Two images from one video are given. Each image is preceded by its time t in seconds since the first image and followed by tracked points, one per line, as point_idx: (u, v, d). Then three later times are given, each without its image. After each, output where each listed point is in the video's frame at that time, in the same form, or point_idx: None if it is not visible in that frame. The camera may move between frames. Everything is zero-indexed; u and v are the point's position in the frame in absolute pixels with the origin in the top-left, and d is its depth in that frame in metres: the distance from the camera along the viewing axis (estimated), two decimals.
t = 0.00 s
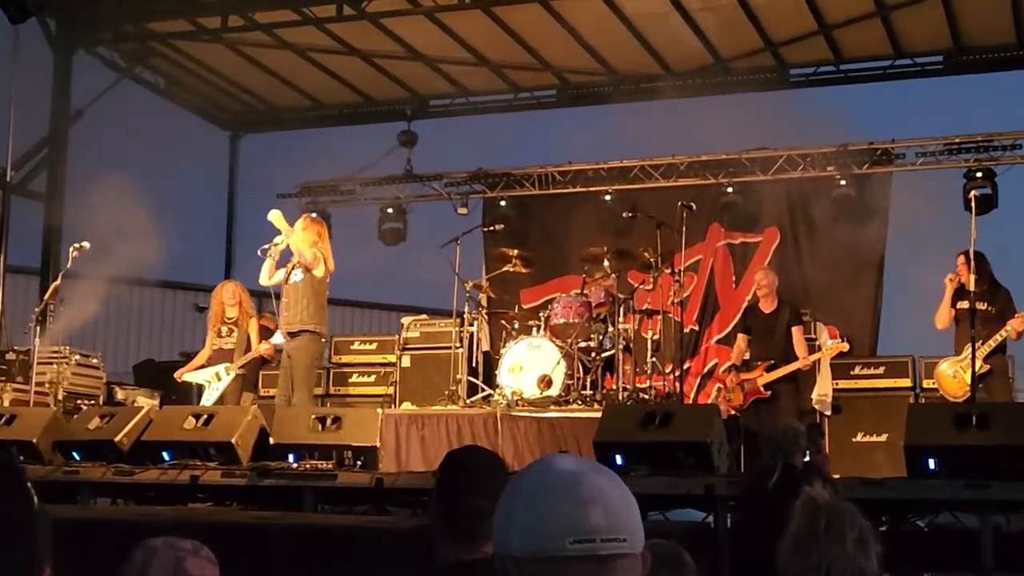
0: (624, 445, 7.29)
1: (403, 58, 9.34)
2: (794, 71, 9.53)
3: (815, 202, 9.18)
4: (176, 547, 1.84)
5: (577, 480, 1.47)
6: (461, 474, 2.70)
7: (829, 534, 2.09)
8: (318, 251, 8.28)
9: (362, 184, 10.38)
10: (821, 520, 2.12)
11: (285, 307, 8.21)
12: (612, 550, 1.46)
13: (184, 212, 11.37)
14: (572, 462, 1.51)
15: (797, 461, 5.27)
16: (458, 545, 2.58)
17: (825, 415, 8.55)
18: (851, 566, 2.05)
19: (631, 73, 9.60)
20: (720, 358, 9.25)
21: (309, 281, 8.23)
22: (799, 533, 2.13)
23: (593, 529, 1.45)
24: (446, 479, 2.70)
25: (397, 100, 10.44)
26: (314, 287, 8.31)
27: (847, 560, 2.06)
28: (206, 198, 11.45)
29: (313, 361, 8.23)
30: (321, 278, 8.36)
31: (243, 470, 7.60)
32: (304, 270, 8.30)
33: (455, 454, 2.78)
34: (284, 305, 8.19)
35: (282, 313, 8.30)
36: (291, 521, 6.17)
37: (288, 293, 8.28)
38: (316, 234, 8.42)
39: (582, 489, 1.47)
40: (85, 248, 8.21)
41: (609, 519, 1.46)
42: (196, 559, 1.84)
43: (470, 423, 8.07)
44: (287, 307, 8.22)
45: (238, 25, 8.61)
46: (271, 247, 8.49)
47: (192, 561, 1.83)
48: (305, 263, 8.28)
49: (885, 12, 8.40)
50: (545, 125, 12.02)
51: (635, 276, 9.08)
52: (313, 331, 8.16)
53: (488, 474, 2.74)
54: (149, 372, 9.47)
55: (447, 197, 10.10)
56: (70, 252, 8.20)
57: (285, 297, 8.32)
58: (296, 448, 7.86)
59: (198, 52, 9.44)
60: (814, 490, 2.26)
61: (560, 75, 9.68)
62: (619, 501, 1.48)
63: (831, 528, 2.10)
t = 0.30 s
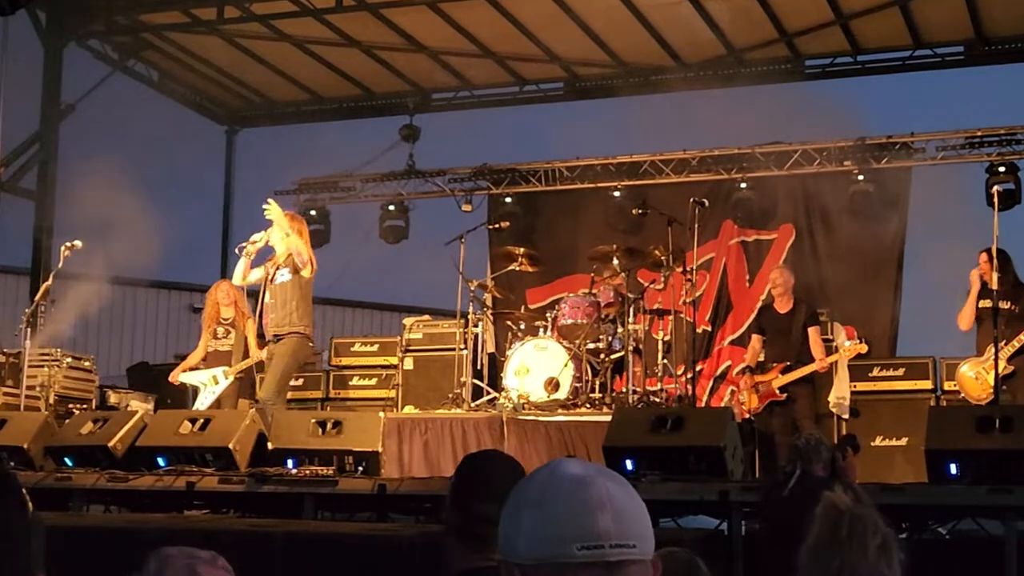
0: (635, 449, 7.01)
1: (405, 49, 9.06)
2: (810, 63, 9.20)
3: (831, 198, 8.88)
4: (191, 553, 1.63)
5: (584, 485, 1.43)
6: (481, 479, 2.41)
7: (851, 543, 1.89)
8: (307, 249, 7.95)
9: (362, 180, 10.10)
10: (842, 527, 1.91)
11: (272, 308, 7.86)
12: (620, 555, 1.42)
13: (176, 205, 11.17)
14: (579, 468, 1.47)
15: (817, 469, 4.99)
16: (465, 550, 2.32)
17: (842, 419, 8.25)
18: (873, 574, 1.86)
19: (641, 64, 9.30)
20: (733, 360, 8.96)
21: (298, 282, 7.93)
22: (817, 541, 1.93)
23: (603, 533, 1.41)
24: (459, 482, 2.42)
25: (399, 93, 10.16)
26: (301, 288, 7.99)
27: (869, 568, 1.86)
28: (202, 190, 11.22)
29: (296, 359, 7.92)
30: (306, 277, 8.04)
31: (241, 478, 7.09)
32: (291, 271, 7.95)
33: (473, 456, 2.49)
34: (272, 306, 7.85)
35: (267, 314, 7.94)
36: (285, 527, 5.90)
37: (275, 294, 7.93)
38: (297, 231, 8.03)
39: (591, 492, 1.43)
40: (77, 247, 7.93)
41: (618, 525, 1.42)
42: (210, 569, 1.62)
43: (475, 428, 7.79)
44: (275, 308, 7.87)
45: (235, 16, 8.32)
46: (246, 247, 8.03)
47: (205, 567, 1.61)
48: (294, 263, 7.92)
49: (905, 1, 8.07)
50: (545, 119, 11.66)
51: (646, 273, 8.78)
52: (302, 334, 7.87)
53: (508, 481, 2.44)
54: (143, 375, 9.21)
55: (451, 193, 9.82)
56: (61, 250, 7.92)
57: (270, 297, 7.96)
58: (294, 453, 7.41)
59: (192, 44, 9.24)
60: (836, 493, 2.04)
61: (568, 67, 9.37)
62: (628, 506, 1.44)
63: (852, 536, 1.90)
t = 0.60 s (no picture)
0: (648, 455, 6.55)
1: (408, 39, 8.76)
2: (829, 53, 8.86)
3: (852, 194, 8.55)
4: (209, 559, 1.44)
5: (594, 488, 1.30)
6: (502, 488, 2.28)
7: (875, 556, 1.51)
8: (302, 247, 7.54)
9: (364, 175, 9.80)
10: (865, 535, 1.53)
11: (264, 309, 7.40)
12: (635, 565, 1.28)
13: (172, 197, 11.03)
14: (591, 473, 1.35)
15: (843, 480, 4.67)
16: (479, 555, 2.21)
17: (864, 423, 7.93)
18: None
19: (654, 55, 8.98)
20: (750, 362, 8.65)
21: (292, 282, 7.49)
22: (836, 555, 1.54)
23: (614, 539, 1.28)
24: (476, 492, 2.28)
25: (402, 86, 9.85)
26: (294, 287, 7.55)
27: None
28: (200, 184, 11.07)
29: (292, 364, 7.43)
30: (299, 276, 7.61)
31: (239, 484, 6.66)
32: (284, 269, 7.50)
33: (488, 467, 2.35)
34: (264, 307, 7.41)
35: (259, 315, 7.49)
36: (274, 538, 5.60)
37: (267, 294, 7.48)
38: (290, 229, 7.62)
39: (601, 495, 1.30)
40: (70, 246, 7.64)
41: (632, 532, 1.29)
42: (235, 575, 1.47)
43: (482, 433, 7.50)
44: (267, 309, 7.42)
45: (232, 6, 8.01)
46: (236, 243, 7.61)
47: None
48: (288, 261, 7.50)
49: None
50: (553, 111, 11.43)
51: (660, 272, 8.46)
52: (296, 336, 7.42)
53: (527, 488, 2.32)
54: (137, 379, 8.94)
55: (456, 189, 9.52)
56: (53, 249, 7.63)
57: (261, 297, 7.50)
58: (295, 459, 7.05)
59: (186, 34, 8.99)
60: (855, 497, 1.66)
61: (577, 59, 9.06)
62: (643, 511, 1.31)
63: (877, 546, 1.52)
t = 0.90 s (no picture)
0: (661, 459, 6.31)
1: (414, 33, 8.59)
2: (846, 47, 8.64)
3: (869, 190, 8.36)
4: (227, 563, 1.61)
5: (608, 493, 1.34)
6: (512, 495, 2.23)
7: (896, 562, 1.58)
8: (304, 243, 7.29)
9: (370, 173, 9.65)
10: (887, 541, 1.61)
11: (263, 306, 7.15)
12: (646, 570, 1.33)
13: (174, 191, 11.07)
14: (605, 477, 1.39)
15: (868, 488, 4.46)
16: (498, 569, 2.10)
17: (882, 425, 7.72)
18: None
19: (666, 49, 8.79)
20: (766, 362, 8.46)
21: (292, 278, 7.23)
22: (860, 560, 1.62)
23: (628, 545, 1.32)
24: (481, 500, 2.22)
25: (410, 81, 9.68)
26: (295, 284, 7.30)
27: None
28: (198, 175, 11.11)
29: (291, 364, 7.19)
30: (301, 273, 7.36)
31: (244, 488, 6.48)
32: (286, 266, 7.23)
33: (496, 473, 2.27)
34: (263, 304, 7.16)
35: (258, 312, 7.24)
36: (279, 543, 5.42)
37: (266, 290, 7.22)
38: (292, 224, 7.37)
39: (615, 501, 1.34)
40: (71, 246, 7.47)
41: (644, 536, 1.34)
42: None
43: (491, 436, 7.33)
44: (266, 306, 7.17)
45: None
46: (235, 237, 7.35)
47: None
48: (289, 257, 7.24)
49: None
50: (536, 111, 11.39)
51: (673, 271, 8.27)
52: (296, 335, 7.17)
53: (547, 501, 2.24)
54: (140, 382, 8.79)
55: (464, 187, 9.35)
56: (54, 249, 7.47)
57: (261, 294, 7.25)
58: (300, 463, 6.86)
59: (188, 30, 8.86)
60: (878, 503, 1.73)
61: (588, 53, 8.87)
62: (656, 517, 1.35)
63: (900, 551, 1.60)
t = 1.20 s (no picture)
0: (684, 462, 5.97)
1: (429, 26, 8.41)
2: (872, 40, 8.44)
3: (896, 187, 8.16)
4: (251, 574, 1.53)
5: (630, 497, 1.39)
6: (536, 500, 2.14)
7: (931, 565, 1.60)
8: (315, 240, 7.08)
9: (383, 170, 9.48)
10: (922, 545, 1.63)
11: (277, 306, 6.88)
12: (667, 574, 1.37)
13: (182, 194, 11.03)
14: (626, 482, 1.43)
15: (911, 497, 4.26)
16: None
17: (910, 428, 7.51)
18: None
19: (687, 42, 8.60)
20: (789, 363, 8.26)
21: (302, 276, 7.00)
22: (894, 564, 1.64)
23: (651, 550, 1.36)
24: (496, 499, 2.15)
25: (424, 76, 9.49)
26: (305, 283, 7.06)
27: None
28: (207, 176, 11.08)
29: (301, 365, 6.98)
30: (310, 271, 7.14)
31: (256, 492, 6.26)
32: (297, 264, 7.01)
33: (513, 474, 2.17)
34: (278, 303, 6.88)
35: (270, 311, 6.97)
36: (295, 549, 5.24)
37: (277, 289, 6.96)
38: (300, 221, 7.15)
39: (638, 505, 1.38)
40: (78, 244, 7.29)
41: (666, 541, 1.37)
42: None
43: (509, 438, 7.14)
44: (279, 305, 6.90)
45: None
46: (242, 234, 7.10)
47: None
48: (299, 255, 7.02)
49: None
50: (556, 106, 11.32)
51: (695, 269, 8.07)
52: (309, 336, 6.96)
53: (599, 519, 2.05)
54: (149, 384, 8.62)
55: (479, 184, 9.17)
56: (61, 248, 7.29)
57: (272, 292, 6.98)
58: (313, 465, 6.60)
59: (197, 24, 8.70)
60: (915, 507, 1.76)
61: (607, 47, 8.68)
62: (677, 522, 1.39)
63: (934, 556, 1.62)
